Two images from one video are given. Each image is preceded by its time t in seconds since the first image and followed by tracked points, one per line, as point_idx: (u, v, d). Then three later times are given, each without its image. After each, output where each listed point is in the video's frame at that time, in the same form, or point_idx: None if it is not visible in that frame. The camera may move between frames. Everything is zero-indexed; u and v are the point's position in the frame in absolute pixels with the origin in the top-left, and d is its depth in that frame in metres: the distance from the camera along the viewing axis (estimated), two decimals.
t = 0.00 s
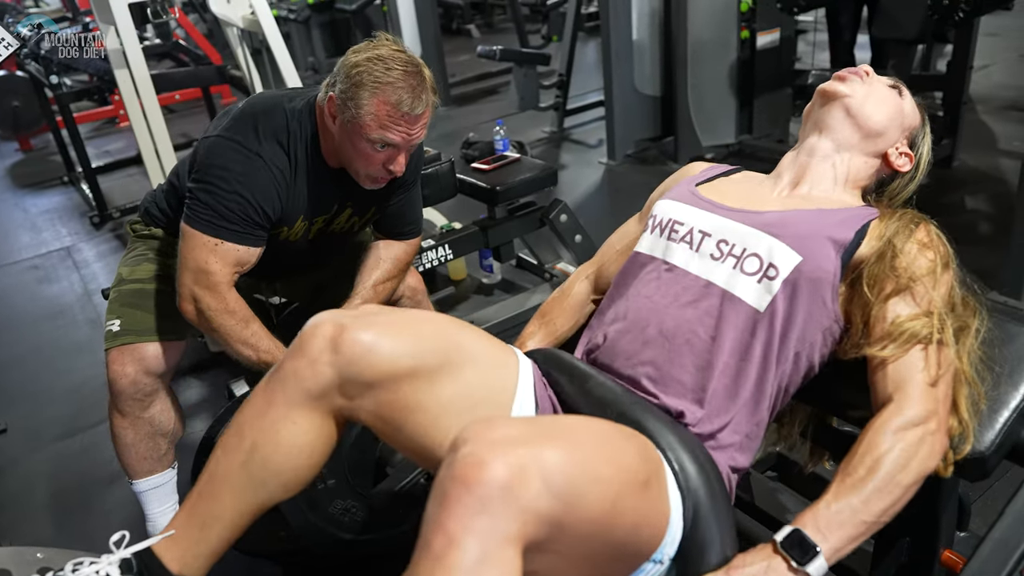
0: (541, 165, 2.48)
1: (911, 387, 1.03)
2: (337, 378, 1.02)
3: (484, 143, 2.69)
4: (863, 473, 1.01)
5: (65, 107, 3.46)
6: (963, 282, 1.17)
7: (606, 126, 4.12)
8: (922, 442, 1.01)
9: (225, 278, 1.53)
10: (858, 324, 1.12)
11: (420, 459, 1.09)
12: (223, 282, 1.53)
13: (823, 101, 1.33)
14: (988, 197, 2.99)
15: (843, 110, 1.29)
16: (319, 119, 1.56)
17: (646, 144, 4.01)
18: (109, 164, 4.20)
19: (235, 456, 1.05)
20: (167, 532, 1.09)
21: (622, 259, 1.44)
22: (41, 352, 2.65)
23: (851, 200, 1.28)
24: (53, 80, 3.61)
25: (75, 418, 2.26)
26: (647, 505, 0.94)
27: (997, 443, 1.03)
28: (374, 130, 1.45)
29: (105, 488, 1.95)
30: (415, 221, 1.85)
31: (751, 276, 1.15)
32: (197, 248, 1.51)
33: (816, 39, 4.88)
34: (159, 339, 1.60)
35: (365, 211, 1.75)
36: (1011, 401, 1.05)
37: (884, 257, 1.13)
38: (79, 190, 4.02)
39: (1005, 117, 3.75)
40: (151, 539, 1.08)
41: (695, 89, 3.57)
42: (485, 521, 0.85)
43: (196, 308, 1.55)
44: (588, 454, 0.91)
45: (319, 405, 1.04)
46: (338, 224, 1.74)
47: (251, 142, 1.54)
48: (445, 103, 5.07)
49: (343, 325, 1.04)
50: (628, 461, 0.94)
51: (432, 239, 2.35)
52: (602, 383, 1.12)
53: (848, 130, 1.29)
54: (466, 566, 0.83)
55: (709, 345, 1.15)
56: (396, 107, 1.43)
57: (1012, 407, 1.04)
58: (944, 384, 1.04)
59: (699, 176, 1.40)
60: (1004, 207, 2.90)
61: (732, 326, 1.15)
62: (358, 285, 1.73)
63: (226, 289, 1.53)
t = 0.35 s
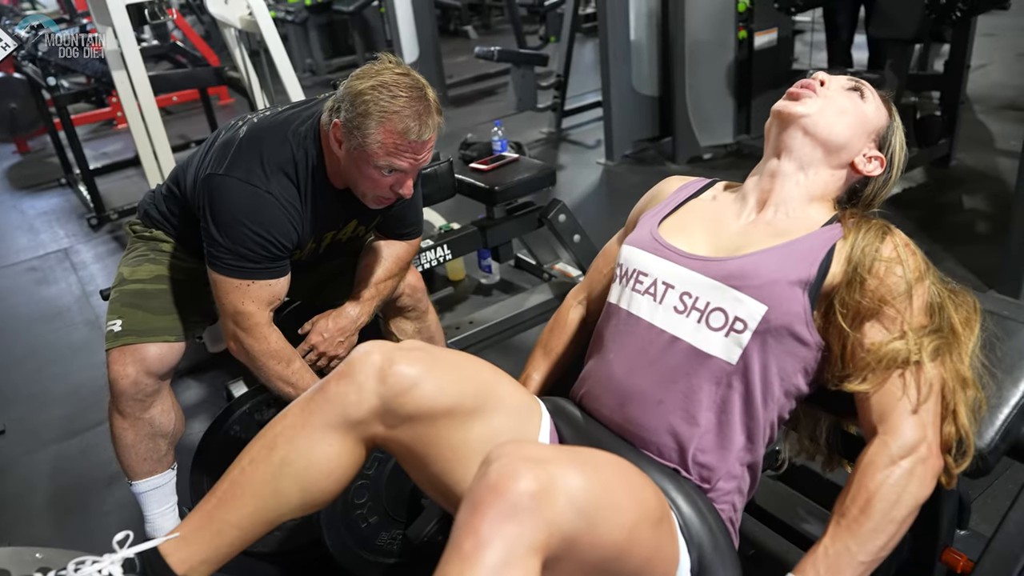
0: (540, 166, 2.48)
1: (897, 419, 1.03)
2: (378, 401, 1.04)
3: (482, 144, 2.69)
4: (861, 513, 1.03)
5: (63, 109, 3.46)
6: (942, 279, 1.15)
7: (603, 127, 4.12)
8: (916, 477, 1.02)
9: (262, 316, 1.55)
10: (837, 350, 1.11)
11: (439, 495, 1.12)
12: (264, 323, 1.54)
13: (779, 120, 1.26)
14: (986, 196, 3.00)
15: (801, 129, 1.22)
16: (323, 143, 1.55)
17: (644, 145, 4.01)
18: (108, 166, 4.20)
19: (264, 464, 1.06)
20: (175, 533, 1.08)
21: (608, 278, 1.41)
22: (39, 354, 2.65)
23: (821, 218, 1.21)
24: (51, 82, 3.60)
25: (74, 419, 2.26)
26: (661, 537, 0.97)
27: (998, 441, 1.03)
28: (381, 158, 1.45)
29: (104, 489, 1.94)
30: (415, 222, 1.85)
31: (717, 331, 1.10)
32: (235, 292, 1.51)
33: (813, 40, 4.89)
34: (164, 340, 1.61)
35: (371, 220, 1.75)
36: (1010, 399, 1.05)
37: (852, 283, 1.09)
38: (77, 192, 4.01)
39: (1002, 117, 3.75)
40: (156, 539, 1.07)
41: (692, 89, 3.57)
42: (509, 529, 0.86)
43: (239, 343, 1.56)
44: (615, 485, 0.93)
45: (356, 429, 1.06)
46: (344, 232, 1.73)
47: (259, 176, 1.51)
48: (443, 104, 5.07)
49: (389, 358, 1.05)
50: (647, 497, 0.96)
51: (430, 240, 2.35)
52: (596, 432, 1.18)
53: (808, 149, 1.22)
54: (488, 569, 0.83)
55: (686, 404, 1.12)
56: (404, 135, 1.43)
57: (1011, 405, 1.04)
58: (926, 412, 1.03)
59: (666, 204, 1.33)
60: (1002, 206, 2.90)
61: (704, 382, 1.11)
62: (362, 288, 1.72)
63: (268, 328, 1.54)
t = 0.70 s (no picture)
0: (543, 168, 2.50)
1: (899, 413, 1.04)
2: (348, 374, 1.03)
3: (485, 144, 2.71)
4: (856, 496, 1.03)
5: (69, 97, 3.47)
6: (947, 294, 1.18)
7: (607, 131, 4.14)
8: (911, 467, 1.03)
9: (237, 291, 1.56)
10: (846, 347, 1.12)
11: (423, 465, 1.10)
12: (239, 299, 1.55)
13: (815, 122, 1.31)
14: (986, 210, 3.02)
15: (833, 131, 1.26)
16: (326, 128, 1.56)
17: (647, 150, 4.02)
18: (112, 156, 4.21)
19: (244, 448, 1.06)
20: (171, 519, 1.09)
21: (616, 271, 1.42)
22: (40, 341, 2.66)
23: (839, 219, 1.24)
24: (58, 71, 3.61)
25: (74, 407, 2.27)
26: (642, 507, 0.96)
27: (991, 452, 1.05)
28: (383, 133, 1.45)
29: (102, 477, 1.96)
30: (419, 221, 1.86)
31: (736, 298, 1.12)
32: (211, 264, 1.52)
33: (818, 49, 4.91)
34: (162, 331, 1.62)
35: (371, 214, 1.76)
36: (1003, 412, 1.07)
37: (873, 278, 1.12)
38: (81, 181, 4.02)
39: (1003, 132, 3.77)
40: (155, 526, 1.09)
41: (696, 94, 3.60)
42: (482, 510, 0.84)
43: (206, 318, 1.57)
44: (587, 453, 0.91)
45: (330, 402, 1.05)
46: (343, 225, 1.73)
47: (258, 157, 1.53)
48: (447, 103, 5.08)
49: (357, 326, 1.04)
50: (626, 466, 0.95)
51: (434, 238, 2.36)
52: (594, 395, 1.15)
53: (837, 151, 1.26)
54: (463, 548, 0.82)
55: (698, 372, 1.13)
56: (405, 110, 1.44)
57: (1005, 417, 1.07)
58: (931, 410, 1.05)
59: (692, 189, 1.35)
60: (1001, 220, 2.92)
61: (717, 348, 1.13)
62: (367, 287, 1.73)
63: (240, 302, 1.56)
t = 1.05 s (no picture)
0: (557, 188, 2.52)
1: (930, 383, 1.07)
2: (301, 361, 1.04)
3: (498, 164, 2.73)
4: (883, 435, 1.02)
5: (90, 118, 3.52)
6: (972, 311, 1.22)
7: (619, 149, 4.17)
8: (934, 429, 1.03)
9: (216, 225, 1.55)
10: (882, 322, 1.18)
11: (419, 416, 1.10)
12: (213, 229, 1.55)
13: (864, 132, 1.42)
14: (999, 229, 3.02)
15: (884, 140, 1.37)
16: (346, 109, 1.64)
17: (659, 169, 4.04)
18: (130, 175, 4.27)
19: (226, 455, 1.09)
20: (185, 532, 1.12)
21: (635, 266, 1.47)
22: (60, 358, 2.69)
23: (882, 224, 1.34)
24: (79, 92, 3.68)
25: (92, 423, 2.30)
26: (627, 456, 0.92)
27: (1005, 469, 1.04)
28: (401, 100, 1.52)
29: (120, 493, 1.98)
30: (436, 237, 1.89)
31: (795, 259, 1.22)
32: (194, 198, 1.56)
33: (828, 69, 4.94)
34: (179, 348, 1.64)
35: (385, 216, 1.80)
36: (1018, 430, 1.07)
37: (917, 263, 1.21)
38: (99, 200, 4.08)
39: (1015, 150, 3.78)
40: (170, 540, 1.11)
41: (707, 113, 3.65)
42: (439, 513, 0.83)
43: (179, 254, 1.57)
44: (550, 415, 0.88)
45: (291, 392, 1.07)
46: (356, 222, 1.77)
47: (278, 120, 1.63)
48: (460, 123, 5.13)
49: (299, 309, 1.06)
50: (597, 420, 0.90)
51: (448, 257, 2.38)
52: (593, 305, 1.15)
53: (887, 160, 1.36)
54: (422, 560, 0.81)
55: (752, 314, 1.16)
56: (422, 75, 1.52)
57: (1018, 435, 1.06)
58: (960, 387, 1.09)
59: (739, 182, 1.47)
60: (1015, 239, 2.92)
61: (775, 295, 1.19)
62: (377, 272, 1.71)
63: (218, 237, 1.55)
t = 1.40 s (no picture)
0: (562, 196, 2.53)
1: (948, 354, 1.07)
2: (297, 362, 1.05)
3: (503, 173, 2.74)
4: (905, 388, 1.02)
5: (97, 130, 3.55)
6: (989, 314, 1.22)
7: (623, 157, 4.17)
8: (953, 396, 1.03)
9: (223, 183, 1.55)
10: (901, 305, 1.18)
11: (425, 391, 1.12)
12: (221, 183, 1.54)
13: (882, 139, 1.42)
14: (1005, 234, 3.01)
15: (902, 148, 1.37)
16: (361, 109, 1.69)
17: (663, 176, 4.05)
18: (136, 187, 4.29)
19: (229, 464, 1.10)
20: (195, 541, 1.12)
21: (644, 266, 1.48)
22: (68, 369, 2.70)
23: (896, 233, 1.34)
24: (86, 105, 3.70)
25: (101, 434, 2.30)
26: (632, 429, 0.92)
27: (1015, 475, 1.03)
28: (420, 102, 1.58)
29: (129, 503, 1.98)
30: (441, 242, 1.90)
31: (819, 235, 1.22)
32: (206, 154, 1.58)
33: (832, 75, 4.95)
34: (194, 356, 1.65)
35: (392, 216, 1.80)
36: None
37: (936, 255, 1.21)
38: (106, 212, 4.10)
39: (1020, 155, 3.78)
40: (180, 549, 1.11)
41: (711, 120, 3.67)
42: (440, 523, 0.83)
43: (181, 205, 1.53)
44: (547, 400, 0.89)
45: (289, 395, 1.07)
46: (361, 221, 1.78)
47: (301, 99, 1.70)
48: (464, 132, 5.15)
49: (287, 310, 1.07)
50: (594, 398, 0.90)
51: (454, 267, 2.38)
52: (596, 253, 1.16)
53: (903, 169, 1.36)
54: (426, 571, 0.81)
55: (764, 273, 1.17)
56: (441, 78, 1.59)
57: None
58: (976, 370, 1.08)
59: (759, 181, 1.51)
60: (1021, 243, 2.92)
61: (793, 266, 1.19)
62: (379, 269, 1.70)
63: (222, 193, 1.54)
